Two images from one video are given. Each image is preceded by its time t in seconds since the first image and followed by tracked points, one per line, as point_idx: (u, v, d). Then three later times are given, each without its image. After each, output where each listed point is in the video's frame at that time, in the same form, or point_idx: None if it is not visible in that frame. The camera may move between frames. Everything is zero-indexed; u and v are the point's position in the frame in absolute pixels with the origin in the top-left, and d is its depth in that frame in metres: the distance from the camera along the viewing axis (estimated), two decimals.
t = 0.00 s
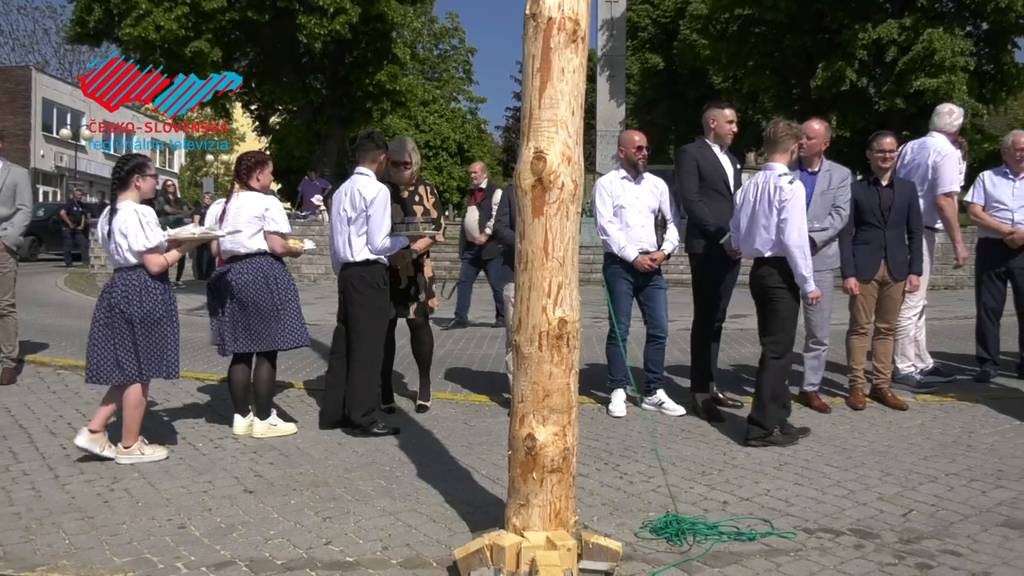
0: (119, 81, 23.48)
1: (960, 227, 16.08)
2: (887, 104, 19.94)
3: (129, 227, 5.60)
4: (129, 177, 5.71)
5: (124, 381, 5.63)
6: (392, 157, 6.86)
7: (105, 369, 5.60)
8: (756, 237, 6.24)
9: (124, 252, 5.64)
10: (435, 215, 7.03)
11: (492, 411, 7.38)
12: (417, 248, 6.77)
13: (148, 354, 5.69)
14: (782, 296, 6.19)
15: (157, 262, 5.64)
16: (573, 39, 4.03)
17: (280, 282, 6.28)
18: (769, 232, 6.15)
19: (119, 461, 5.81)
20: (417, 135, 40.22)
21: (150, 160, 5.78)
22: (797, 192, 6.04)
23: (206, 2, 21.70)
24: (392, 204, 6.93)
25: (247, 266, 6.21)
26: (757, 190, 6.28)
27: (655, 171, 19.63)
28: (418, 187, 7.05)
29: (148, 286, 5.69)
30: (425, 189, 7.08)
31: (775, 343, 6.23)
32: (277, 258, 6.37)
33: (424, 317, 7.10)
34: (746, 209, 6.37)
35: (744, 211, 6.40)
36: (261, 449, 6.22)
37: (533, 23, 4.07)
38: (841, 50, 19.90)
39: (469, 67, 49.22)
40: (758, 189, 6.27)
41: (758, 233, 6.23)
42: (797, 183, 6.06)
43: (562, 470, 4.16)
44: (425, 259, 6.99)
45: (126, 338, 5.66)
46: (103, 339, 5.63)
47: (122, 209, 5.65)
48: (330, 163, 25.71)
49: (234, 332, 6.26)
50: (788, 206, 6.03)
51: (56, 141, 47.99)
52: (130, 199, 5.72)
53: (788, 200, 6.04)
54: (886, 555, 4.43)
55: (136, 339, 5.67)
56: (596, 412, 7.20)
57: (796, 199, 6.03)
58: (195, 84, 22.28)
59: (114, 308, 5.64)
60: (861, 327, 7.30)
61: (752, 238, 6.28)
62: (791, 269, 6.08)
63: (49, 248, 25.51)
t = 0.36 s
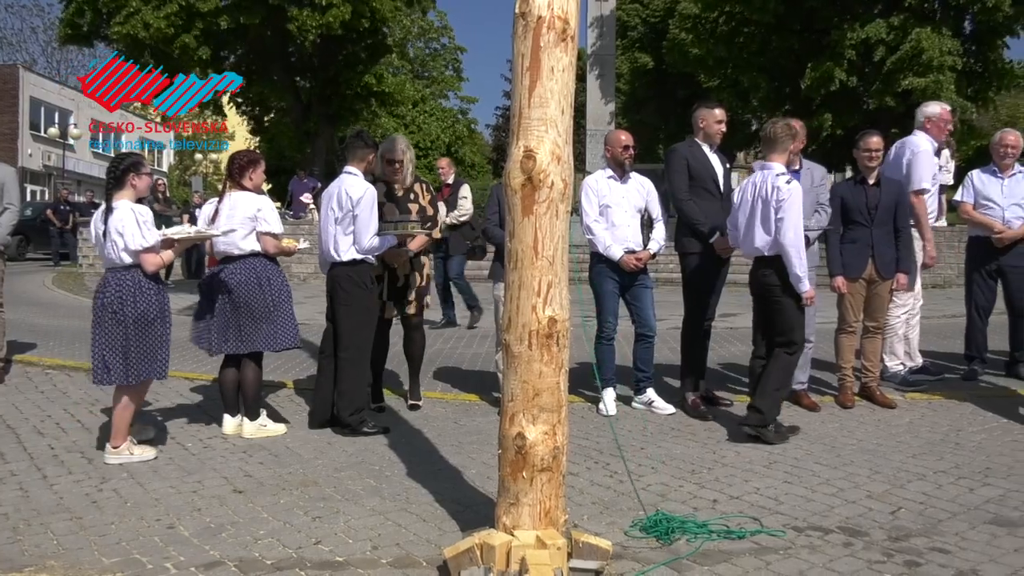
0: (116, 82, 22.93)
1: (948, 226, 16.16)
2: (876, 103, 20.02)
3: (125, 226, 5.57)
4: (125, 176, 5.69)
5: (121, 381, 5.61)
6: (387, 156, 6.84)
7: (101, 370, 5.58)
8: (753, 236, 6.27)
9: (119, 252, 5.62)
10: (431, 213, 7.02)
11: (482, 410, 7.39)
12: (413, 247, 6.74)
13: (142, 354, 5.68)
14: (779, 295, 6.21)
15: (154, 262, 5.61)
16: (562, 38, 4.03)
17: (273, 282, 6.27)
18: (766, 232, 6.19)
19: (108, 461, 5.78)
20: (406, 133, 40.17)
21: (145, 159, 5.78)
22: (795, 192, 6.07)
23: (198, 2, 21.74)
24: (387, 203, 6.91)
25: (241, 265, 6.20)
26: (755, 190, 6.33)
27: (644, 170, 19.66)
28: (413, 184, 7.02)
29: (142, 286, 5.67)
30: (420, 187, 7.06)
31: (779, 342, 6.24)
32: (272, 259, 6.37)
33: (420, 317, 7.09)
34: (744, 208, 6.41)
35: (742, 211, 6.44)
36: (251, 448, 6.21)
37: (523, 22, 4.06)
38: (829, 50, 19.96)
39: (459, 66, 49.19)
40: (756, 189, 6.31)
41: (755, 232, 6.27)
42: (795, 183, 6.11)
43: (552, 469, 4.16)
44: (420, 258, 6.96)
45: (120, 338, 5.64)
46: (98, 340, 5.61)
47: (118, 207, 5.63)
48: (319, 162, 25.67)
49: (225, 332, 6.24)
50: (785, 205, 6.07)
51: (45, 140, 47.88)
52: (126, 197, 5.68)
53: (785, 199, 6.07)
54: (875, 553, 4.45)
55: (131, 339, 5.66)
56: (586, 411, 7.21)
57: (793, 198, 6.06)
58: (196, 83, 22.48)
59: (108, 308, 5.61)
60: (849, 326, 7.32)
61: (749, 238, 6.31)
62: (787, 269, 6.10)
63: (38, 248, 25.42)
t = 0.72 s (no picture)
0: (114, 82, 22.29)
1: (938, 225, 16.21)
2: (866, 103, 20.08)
3: (117, 225, 5.55)
4: (117, 175, 5.67)
5: (111, 380, 5.60)
6: (390, 155, 6.83)
7: (90, 369, 5.56)
8: (761, 235, 6.29)
9: (111, 251, 5.60)
10: (434, 213, 7.06)
11: (473, 409, 7.39)
12: (418, 247, 6.85)
13: (132, 353, 5.66)
14: (785, 294, 6.25)
15: (146, 261, 5.59)
16: (553, 37, 4.02)
17: (269, 282, 6.24)
18: (773, 230, 6.22)
19: (99, 461, 5.77)
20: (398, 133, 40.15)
21: (137, 158, 5.75)
22: (803, 191, 6.10)
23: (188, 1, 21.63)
24: (386, 201, 6.89)
25: (238, 265, 6.19)
26: (761, 189, 6.35)
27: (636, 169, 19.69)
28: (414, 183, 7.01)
29: (134, 285, 5.65)
30: (421, 186, 7.07)
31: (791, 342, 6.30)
32: (269, 259, 6.35)
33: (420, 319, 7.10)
34: (750, 207, 6.42)
35: (747, 209, 6.45)
36: (242, 448, 6.20)
37: (514, 21, 4.06)
38: (820, 50, 20.01)
39: (450, 64, 49.18)
40: (763, 187, 6.33)
41: (762, 231, 6.29)
42: (803, 182, 6.14)
43: (544, 468, 4.16)
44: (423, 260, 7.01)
45: (111, 337, 5.62)
46: (89, 340, 5.59)
47: (110, 207, 5.61)
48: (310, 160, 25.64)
49: (223, 331, 6.22)
50: (795, 204, 6.10)
51: (35, 139, 47.79)
52: (119, 196, 5.66)
53: (793, 199, 6.10)
54: (865, 551, 4.46)
55: (122, 338, 5.64)
56: (578, 410, 7.21)
57: (802, 197, 6.09)
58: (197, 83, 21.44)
59: (99, 307, 5.59)
60: (839, 325, 7.36)
61: (756, 236, 6.33)
62: (795, 267, 6.14)
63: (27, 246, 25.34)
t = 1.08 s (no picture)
0: (115, 81, 21.51)
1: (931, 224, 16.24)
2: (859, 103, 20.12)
3: (109, 223, 5.53)
4: (109, 173, 5.64)
5: (103, 379, 5.58)
6: (389, 151, 6.87)
7: (81, 367, 5.55)
8: (785, 234, 6.25)
9: (104, 249, 5.58)
10: (433, 213, 7.04)
11: (466, 407, 7.38)
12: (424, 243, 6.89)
13: (123, 351, 5.64)
14: (810, 293, 6.20)
15: (138, 259, 5.57)
16: (547, 35, 4.02)
17: (264, 281, 6.23)
18: (799, 229, 6.18)
19: (90, 459, 5.74)
20: (390, 130, 40.09)
21: (130, 155, 5.72)
22: (829, 191, 6.08)
23: None
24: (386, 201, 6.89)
25: (234, 263, 6.18)
26: (783, 189, 6.33)
27: (629, 167, 19.70)
28: (413, 182, 7.00)
29: (126, 283, 5.63)
30: (421, 186, 7.06)
31: (808, 341, 6.25)
32: (264, 257, 6.33)
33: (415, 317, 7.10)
34: (772, 207, 6.39)
35: (769, 210, 6.42)
36: (234, 446, 6.19)
37: (508, 19, 4.05)
38: (813, 49, 20.04)
39: (444, 63, 49.16)
40: (786, 187, 6.31)
41: (787, 230, 6.24)
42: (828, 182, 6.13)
43: (537, 466, 4.16)
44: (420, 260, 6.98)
45: (103, 335, 5.60)
46: (81, 338, 5.58)
47: (102, 204, 5.58)
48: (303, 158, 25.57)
49: (217, 329, 6.21)
50: (821, 203, 6.08)
51: (27, 136, 47.66)
52: (112, 194, 5.64)
53: (820, 198, 6.08)
54: (857, 550, 4.46)
55: (113, 337, 5.62)
56: (571, 409, 7.21)
57: (828, 196, 6.08)
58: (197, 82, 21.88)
59: (91, 304, 5.57)
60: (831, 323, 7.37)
61: (779, 236, 6.29)
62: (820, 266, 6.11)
63: (19, 244, 25.25)
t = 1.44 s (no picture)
0: (114, 81, 21.53)
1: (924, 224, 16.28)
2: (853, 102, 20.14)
3: (103, 217, 5.51)
4: (102, 168, 5.62)
5: (98, 375, 5.57)
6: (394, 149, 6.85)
7: (76, 364, 5.53)
8: (802, 234, 6.26)
9: (98, 244, 5.56)
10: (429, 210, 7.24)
11: (461, 404, 7.37)
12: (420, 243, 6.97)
13: (118, 347, 5.62)
14: (826, 292, 6.21)
15: (132, 254, 5.55)
16: (543, 32, 4.01)
17: (255, 276, 6.20)
18: (818, 229, 6.19)
19: (83, 455, 5.72)
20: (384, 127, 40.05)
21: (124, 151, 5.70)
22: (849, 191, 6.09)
23: None
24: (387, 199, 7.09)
25: (225, 257, 6.17)
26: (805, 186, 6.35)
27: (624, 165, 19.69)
28: (410, 179, 7.24)
29: (121, 278, 5.61)
30: (416, 183, 7.26)
31: (808, 339, 6.26)
32: (258, 252, 6.30)
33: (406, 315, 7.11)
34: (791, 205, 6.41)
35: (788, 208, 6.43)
36: (228, 442, 6.17)
37: (505, 15, 4.04)
38: (808, 48, 20.04)
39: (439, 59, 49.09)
40: (807, 185, 6.33)
41: (805, 229, 6.25)
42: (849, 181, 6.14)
43: (531, 464, 4.15)
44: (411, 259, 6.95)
45: (97, 331, 5.58)
46: (75, 334, 5.56)
47: (96, 199, 5.57)
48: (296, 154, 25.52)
49: (209, 324, 6.20)
50: (843, 202, 6.08)
51: (20, 130, 47.49)
52: (106, 188, 5.62)
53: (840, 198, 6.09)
54: (851, 548, 4.47)
55: (108, 333, 5.60)
56: (565, 407, 7.20)
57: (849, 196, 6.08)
58: (196, 83, 22.05)
59: (86, 300, 5.55)
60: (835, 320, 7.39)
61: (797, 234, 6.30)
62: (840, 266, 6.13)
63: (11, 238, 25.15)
